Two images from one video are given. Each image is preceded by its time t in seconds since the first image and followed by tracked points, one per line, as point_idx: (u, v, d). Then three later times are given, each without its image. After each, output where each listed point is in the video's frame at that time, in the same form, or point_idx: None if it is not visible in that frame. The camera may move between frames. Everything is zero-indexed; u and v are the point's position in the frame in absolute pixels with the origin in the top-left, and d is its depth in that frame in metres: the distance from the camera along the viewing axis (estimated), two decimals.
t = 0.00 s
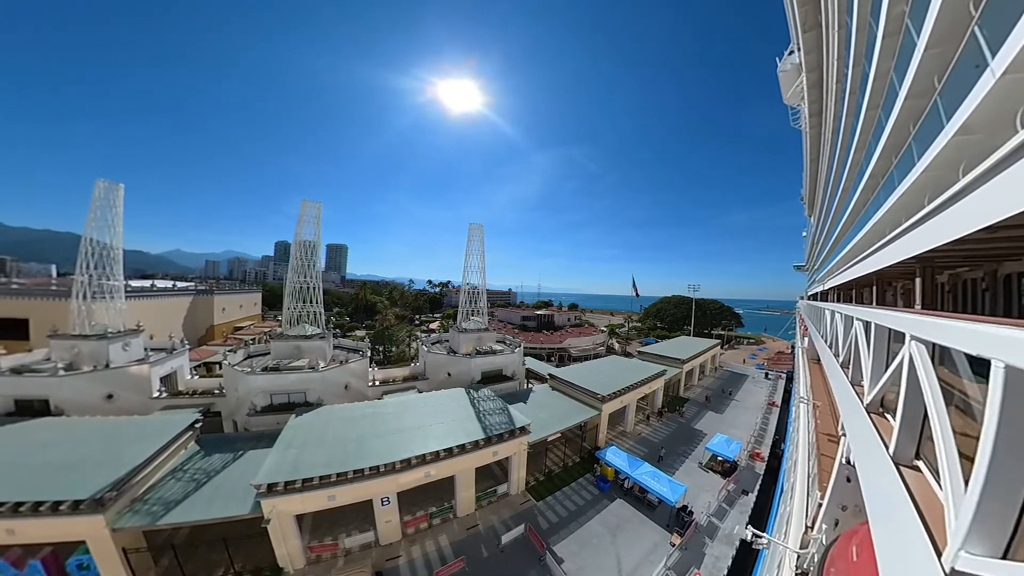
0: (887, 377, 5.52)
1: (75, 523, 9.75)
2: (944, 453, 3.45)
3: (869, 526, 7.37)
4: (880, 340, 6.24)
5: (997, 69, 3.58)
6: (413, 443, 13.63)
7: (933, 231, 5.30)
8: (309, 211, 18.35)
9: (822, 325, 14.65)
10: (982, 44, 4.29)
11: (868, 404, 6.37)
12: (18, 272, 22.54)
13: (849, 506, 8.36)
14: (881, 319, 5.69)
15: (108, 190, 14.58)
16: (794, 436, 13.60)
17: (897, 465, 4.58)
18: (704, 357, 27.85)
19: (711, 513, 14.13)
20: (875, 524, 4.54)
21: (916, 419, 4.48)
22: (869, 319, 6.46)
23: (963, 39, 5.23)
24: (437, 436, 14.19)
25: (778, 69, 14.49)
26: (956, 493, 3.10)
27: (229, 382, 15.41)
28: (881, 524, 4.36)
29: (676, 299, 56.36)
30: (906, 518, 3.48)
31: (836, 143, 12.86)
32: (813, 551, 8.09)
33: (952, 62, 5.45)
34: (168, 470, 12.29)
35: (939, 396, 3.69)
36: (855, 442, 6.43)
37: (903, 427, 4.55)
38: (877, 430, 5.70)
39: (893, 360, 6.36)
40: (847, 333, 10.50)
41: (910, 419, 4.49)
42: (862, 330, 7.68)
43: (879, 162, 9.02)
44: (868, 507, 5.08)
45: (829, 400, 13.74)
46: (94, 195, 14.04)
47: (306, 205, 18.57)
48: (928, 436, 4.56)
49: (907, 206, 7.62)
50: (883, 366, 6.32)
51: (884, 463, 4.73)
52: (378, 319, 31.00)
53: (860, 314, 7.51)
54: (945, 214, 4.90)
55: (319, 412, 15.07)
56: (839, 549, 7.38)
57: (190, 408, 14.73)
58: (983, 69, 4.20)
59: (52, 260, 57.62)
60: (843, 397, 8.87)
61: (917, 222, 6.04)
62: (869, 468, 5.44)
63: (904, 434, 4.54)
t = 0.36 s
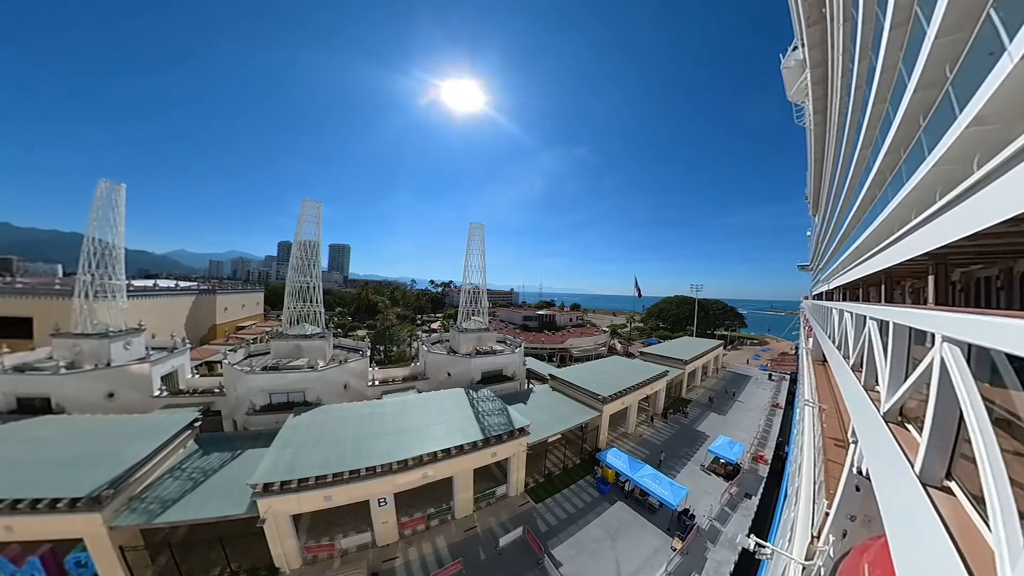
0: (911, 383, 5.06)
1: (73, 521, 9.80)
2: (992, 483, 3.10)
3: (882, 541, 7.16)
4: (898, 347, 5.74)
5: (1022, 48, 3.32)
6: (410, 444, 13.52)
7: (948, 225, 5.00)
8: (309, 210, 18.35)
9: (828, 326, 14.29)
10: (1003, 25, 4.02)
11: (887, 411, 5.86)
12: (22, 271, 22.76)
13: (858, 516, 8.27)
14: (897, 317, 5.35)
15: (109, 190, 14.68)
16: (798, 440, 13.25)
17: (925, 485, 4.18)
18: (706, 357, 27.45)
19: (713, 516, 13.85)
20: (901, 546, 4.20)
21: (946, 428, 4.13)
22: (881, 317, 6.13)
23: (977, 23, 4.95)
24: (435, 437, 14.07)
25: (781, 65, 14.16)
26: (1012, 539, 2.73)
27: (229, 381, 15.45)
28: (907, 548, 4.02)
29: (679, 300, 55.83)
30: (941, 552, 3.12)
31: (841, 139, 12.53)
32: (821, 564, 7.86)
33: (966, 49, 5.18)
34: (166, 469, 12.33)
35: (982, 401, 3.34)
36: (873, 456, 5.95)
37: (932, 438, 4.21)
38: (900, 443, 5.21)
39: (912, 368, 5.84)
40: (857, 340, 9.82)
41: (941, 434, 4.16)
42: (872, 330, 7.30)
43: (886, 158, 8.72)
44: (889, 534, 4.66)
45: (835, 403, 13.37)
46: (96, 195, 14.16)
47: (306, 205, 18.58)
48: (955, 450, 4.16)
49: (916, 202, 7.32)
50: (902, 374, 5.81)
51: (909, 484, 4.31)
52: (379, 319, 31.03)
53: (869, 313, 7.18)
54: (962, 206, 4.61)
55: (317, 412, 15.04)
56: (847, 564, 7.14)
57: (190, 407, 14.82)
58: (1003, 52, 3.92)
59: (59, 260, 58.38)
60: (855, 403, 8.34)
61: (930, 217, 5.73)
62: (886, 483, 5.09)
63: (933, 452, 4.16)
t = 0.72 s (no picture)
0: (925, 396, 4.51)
1: (73, 518, 9.89)
2: None
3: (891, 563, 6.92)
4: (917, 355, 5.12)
5: None
6: (408, 444, 13.49)
7: (961, 223, 4.73)
8: (309, 211, 18.39)
9: (834, 327, 13.97)
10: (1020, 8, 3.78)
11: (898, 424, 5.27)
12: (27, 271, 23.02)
13: (863, 529, 8.05)
14: (908, 320, 5.07)
15: (112, 191, 14.84)
16: (801, 445, 12.95)
17: (946, 519, 3.59)
18: (709, 358, 27.09)
19: (715, 520, 13.60)
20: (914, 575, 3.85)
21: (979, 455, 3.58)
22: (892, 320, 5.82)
23: (989, 11, 4.72)
24: (433, 437, 14.02)
25: (785, 62, 13.87)
26: None
27: (230, 380, 15.56)
28: None
29: (682, 300, 55.27)
30: None
31: (847, 136, 12.23)
32: None
33: (978, 38, 4.94)
34: (166, 468, 12.42)
35: None
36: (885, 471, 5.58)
37: (956, 466, 3.69)
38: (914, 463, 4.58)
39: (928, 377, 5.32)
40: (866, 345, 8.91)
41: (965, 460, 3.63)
42: (884, 332, 6.67)
43: (893, 155, 8.45)
44: (900, 557, 4.28)
45: (840, 406, 13.04)
46: (99, 195, 14.32)
47: (306, 205, 18.66)
48: (977, 479, 3.68)
49: (925, 200, 7.03)
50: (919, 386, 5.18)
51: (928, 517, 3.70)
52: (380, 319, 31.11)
53: (878, 315, 6.88)
54: (977, 203, 4.35)
55: (316, 411, 15.08)
56: None
57: (192, 406, 14.94)
58: (1020, 37, 3.69)
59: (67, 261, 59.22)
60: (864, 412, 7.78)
61: (941, 214, 5.44)
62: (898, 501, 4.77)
63: (958, 482, 3.61)
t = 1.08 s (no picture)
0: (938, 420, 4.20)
1: (74, 516, 10.02)
2: None
3: None
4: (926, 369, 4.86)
5: None
6: (406, 445, 13.48)
7: (972, 224, 4.51)
8: (309, 211, 18.50)
9: (838, 330, 13.68)
10: None
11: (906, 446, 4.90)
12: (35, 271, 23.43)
13: (865, 543, 7.59)
14: (917, 331, 4.84)
15: (116, 192, 15.03)
16: (804, 450, 12.69)
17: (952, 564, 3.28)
18: (712, 359, 26.76)
19: (715, 525, 13.39)
20: None
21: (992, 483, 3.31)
22: (900, 328, 5.58)
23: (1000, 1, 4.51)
24: (431, 438, 14.00)
25: (788, 59, 13.59)
26: None
27: (231, 380, 15.71)
28: None
29: (685, 301, 54.75)
30: None
31: (851, 135, 11.96)
32: None
33: (989, 29, 4.73)
34: (167, 466, 12.55)
35: None
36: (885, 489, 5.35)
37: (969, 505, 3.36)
38: (920, 490, 4.23)
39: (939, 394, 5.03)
40: (870, 355, 8.73)
41: (983, 496, 3.32)
42: (889, 341, 6.45)
43: (900, 153, 8.19)
44: None
45: (844, 411, 12.75)
46: (103, 197, 14.50)
47: (306, 205, 18.76)
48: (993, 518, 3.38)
49: (933, 199, 6.78)
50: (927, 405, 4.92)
51: (933, 559, 3.36)
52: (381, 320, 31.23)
53: (884, 321, 6.64)
54: (990, 201, 4.13)
55: (316, 411, 15.14)
56: None
57: (193, 406, 15.11)
58: None
59: (74, 261, 60.28)
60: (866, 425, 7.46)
61: (952, 213, 5.20)
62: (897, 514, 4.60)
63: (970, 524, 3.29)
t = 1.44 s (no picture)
0: (956, 446, 3.78)
1: (74, 513, 10.14)
2: None
3: None
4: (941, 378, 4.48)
5: None
6: (403, 445, 13.46)
7: (983, 223, 4.25)
8: (309, 212, 18.64)
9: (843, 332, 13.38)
10: None
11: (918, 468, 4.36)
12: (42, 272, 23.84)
13: (868, 558, 7.29)
14: (926, 339, 4.57)
15: (119, 193, 15.24)
16: (806, 456, 12.40)
17: None
18: (714, 360, 26.42)
19: (716, 529, 13.15)
20: None
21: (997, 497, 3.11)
22: (907, 336, 5.27)
23: None
24: (429, 439, 13.96)
25: (791, 56, 13.30)
26: None
27: (232, 379, 15.85)
28: None
29: (688, 301, 54.17)
30: None
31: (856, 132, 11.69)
32: None
33: (1001, 16, 4.48)
34: (166, 464, 12.67)
35: None
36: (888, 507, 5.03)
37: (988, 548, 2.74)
38: (925, 515, 3.94)
39: (954, 410, 4.60)
40: (877, 363, 8.29)
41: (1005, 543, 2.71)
42: (896, 347, 6.19)
43: (906, 150, 7.92)
44: None
45: (849, 417, 12.43)
46: (106, 198, 14.70)
47: (307, 206, 18.92)
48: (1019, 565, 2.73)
49: (942, 196, 6.50)
50: (941, 421, 4.50)
51: None
52: (383, 320, 31.32)
53: (888, 325, 6.37)
54: (1003, 197, 3.87)
55: (315, 411, 15.21)
56: None
57: (194, 405, 15.25)
58: None
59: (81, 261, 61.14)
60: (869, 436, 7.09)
61: (961, 211, 4.91)
62: (899, 529, 4.38)
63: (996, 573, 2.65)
